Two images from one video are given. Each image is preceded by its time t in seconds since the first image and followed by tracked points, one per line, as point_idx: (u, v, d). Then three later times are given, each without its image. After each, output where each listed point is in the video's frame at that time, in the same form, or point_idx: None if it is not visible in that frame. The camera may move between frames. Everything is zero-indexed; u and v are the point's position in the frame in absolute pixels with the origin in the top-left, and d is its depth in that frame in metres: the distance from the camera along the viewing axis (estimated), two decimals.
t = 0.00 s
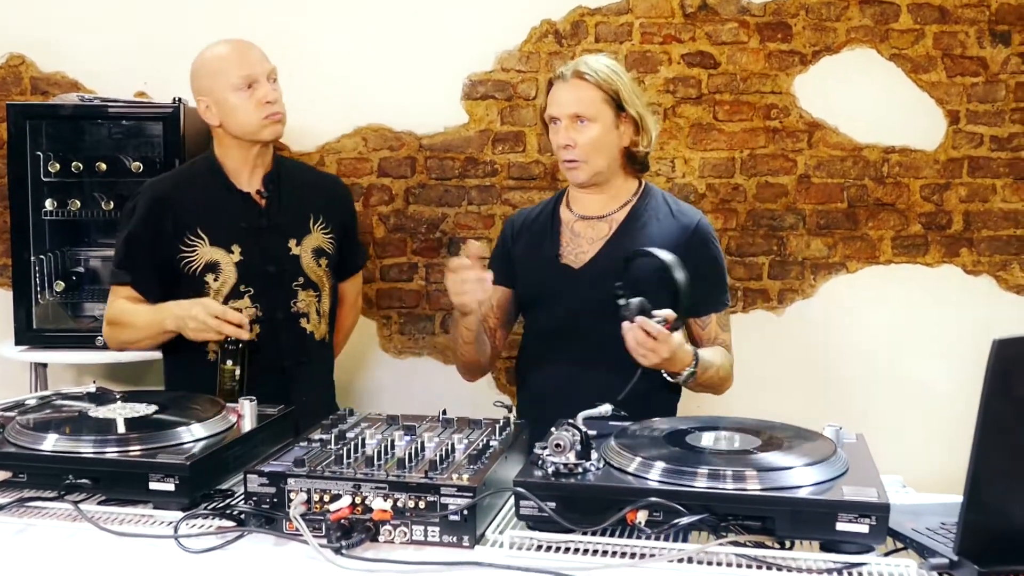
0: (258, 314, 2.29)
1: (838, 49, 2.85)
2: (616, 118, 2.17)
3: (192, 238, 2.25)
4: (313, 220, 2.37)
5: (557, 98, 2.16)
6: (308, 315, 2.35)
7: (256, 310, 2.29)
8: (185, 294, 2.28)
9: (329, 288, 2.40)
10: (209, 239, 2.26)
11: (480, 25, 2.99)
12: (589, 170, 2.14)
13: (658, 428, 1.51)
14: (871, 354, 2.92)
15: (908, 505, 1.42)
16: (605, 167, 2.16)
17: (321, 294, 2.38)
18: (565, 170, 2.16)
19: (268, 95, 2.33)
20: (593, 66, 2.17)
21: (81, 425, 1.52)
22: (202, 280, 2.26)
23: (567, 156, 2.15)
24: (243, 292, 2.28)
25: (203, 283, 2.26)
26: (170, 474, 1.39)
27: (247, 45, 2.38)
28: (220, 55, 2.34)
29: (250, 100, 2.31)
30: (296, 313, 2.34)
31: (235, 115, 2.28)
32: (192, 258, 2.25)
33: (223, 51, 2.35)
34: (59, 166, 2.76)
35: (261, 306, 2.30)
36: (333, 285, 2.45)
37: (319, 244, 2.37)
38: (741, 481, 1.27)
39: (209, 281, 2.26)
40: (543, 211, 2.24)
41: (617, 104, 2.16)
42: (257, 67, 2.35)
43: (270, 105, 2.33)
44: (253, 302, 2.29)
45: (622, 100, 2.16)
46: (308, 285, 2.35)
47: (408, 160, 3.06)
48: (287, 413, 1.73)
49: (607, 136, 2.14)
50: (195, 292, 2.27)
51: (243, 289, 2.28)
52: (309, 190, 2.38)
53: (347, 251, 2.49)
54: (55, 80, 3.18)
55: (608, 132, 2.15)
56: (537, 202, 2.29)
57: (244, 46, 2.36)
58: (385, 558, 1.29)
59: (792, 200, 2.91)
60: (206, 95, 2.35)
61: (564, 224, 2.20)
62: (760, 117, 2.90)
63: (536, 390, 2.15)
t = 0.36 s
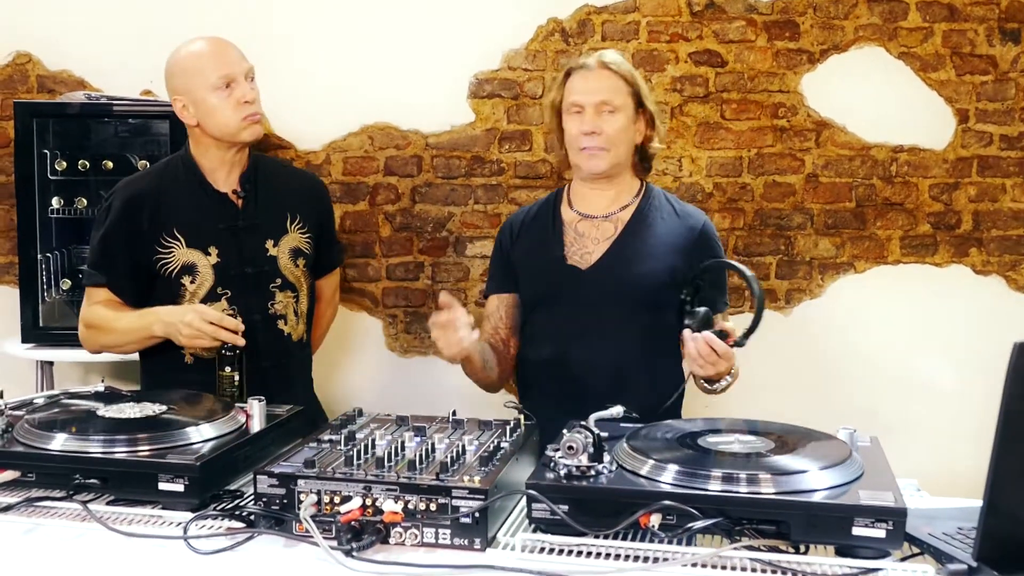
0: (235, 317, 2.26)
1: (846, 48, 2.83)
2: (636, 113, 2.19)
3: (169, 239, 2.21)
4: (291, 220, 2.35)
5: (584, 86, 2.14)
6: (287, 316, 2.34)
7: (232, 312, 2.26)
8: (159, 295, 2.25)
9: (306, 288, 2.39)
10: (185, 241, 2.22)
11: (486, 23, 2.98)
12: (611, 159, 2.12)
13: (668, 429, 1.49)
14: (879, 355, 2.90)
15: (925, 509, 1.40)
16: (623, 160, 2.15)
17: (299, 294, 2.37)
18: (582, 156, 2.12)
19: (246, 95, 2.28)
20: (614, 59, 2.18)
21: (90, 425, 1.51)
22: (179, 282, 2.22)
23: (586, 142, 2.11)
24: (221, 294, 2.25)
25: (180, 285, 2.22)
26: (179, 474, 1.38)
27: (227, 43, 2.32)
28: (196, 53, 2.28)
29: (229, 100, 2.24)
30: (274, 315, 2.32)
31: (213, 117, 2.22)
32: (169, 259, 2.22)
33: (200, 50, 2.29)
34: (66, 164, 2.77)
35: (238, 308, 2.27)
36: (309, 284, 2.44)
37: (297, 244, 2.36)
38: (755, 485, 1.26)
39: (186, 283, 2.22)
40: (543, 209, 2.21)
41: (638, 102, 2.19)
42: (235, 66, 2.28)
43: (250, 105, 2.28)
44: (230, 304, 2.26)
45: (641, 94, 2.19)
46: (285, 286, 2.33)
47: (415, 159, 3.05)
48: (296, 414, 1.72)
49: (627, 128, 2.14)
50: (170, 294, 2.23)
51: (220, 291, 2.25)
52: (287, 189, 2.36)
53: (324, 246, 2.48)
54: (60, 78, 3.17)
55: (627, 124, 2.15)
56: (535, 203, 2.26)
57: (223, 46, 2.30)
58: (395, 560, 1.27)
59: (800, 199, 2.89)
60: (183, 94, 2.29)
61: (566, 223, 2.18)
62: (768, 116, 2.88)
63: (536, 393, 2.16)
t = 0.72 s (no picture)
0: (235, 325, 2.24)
1: (853, 44, 2.81)
2: (621, 108, 2.12)
3: (165, 247, 2.19)
4: (287, 223, 2.33)
5: (568, 82, 2.14)
6: (286, 321, 2.32)
7: (231, 320, 2.23)
8: (156, 303, 2.22)
9: (305, 291, 2.38)
10: (182, 249, 2.20)
11: (490, 22, 2.96)
12: (588, 155, 2.09)
13: (683, 431, 1.48)
14: (888, 352, 2.88)
15: (944, 509, 1.39)
16: (606, 156, 2.10)
17: (298, 298, 2.35)
18: (566, 154, 2.11)
19: (240, 100, 2.24)
20: (604, 58, 2.15)
21: (97, 433, 1.50)
22: (177, 290, 2.20)
23: (566, 139, 2.11)
24: (219, 301, 2.22)
25: (178, 294, 2.20)
26: (189, 482, 1.37)
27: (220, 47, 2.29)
28: (188, 57, 2.25)
29: (223, 105, 2.21)
30: (274, 320, 2.30)
31: (207, 122, 2.19)
32: (166, 268, 2.19)
33: (192, 53, 2.26)
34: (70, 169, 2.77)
35: (236, 316, 2.24)
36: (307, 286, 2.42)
37: (294, 247, 2.34)
38: (771, 487, 1.24)
39: (184, 292, 2.20)
40: (550, 209, 2.20)
41: (624, 95, 2.12)
42: (229, 70, 2.25)
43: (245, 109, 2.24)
44: (230, 311, 2.23)
45: (629, 92, 2.12)
46: (284, 291, 2.32)
47: (420, 160, 3.04)
48: (305, 418, 1.71)
49: (608, 123, 2.09)
50: (168, 303, 2.21)
51: (220, 299, 2.22)
52: (282, 192, 2.34)
53: (320, 248, 2.47)
54: (63, 82, 3.16)
55: (611, 121, 2.10)
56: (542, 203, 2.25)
57: (216, 49, 2.27)
58: (408, 567, 1.26)
59: (808, 196, 2.87)
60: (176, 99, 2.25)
61: (570, 224, 2.16)
62: (775, 113, 2.86)
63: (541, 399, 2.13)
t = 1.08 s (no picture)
0: (260, 327, 2.22)
1: (860, 40, 2.79)
2: (593, 111, 2.09)
3: (191, 248, 2.18)
4: (315, 224, 2.29)
5: (544, 97, 2.14)
6: (314, 324, 2.28)
7: (256, 322, 2.21)
8: (183, 304, 2.22)
9: (334, 294, 2.33)
10: (207, 250, 2.19)
11: (496, 21, 2.95)
12: (573, 168, 2.09)
13: (699, 432, 1.47)
14: (898, 349, 2.86)
15: (962, 510, 1.38)
16: (587, 164, 2.09)
17: (326, 300, 2.31)
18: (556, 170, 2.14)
19: (269, 101, 2.24)
20: (568, 66, 2.12)
21: (108, 437, 1.49)
22: (202, 292, 2.19)
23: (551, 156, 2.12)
24: (245, 303, 2.20)
25: (204, 295, 2.19)
26: (201, 487, 1.36)
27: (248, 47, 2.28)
28: (219, 58, 2.24)
29: (253, 105, 2.20)
30: (301, 323, 2.26)
31: (237, 124, 2.17)
32: (191, 269, 2.19)
33: (221, 53, 2.25)
34: (76, 171, 2.75)
35: (263, 318, 2.22)
36: (338, 289, 2.37)
37: (322, 249, 2.29)
38: (789, 489, 1.23)
39: (210, 292, 2.19)
40: (558, 211, 2.18)
41: (593, 98, 2.08)
42: (256, 70, 2.24)
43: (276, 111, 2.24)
44: (256, 314, 2.21)
45: (597, 94, 2.08)
46: (312, 293, 2.28)
47: (426, 159, 3.03)
48: (315, 421, 1.70)
49: (580, 130, 2.07)
50: (194, 304, 2.20)
51: (244, 301, 2.21)
52: (310, 192, 2.30)
53: (352, 250, 2.42)
54: (68, 83, 3.15)
55: (585, 127, 2.08)
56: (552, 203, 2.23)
57: (244, 49, 2.26)
58: (423, 572, 1.25)
59: (816, 193, 2.86)
60: (205, 100, 2.24)
61: (573, 223, 2.14)
62: (782, 109, 2.85)
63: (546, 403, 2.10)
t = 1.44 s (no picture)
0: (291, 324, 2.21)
1: (868, 40, 2.78)
2: (604, 110, 2.08)
3: (224, 243, 2.17)
4: (348, 221, 2.28)
5: (552, 92, 2.11)
6: (345, 321, 2.27)
7: (287, 319, 2.20)
8: (216, 299, 2.20)
9: (365, 292, 2.32)
10: (240, 245, 2.18)
11: (503, 18, 2.94)
12: (582, 164, 2.08)
13: (710, 432, 1.46)
14: (904, 349, 2.85)
15: (977, 512, 1.36)
16: (596, 161, 2.07)
17: (358, 298, 2.30)
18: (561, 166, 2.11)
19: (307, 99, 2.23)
20: (580, 62, 2.11)
21: (115, 435, 1.48)
22: (234, 287, 2.18)
23: (559, 151, 2.10)
24: (276, 299, 2.20)
25: (235, 290, 2.18)
26: (209, 486, 1.35)
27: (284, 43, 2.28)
28: (254, 55, 2.24)
29: (290, 103, 2.20)
30: (332, 320, 2.25)
31: (273, 121, 2.17)
32: (224, 263, 2.17)
33: (257, 49, 2.25)
34: (79, 166, 2.73)
35: (294, 315, 2.21)
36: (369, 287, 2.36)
37: (354, 246, 2.28)
38: (802, 490, 1.22)
39: (241, 288, 2.18)
40: (561, 211, 2.17)
41: (606, 96, 2.08)
42: (292, 68, 2.23)
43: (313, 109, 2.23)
44: (287, 310, 2.20)
45: (610, 92, 2.07)
46: (344, 290, 2.27)
47: (432, 156, 3.01)
48: (323, 420, 1.68)
49: (592, 127, 2.06)
50: (226, 299, 2.18)
51: (277, 297, 2.20)
52: (342, 188, 2.29)
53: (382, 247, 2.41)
54: (72, 78, 3.14)
55: (597, 125, 2.07)
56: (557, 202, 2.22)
57: (279, 44, 2.25)
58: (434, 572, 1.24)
59: (822, 193, 2.85)
60: (241, 96, 2.24)
61: (577, 223, 2.13)
62: (790, 109, 2.83)
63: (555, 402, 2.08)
